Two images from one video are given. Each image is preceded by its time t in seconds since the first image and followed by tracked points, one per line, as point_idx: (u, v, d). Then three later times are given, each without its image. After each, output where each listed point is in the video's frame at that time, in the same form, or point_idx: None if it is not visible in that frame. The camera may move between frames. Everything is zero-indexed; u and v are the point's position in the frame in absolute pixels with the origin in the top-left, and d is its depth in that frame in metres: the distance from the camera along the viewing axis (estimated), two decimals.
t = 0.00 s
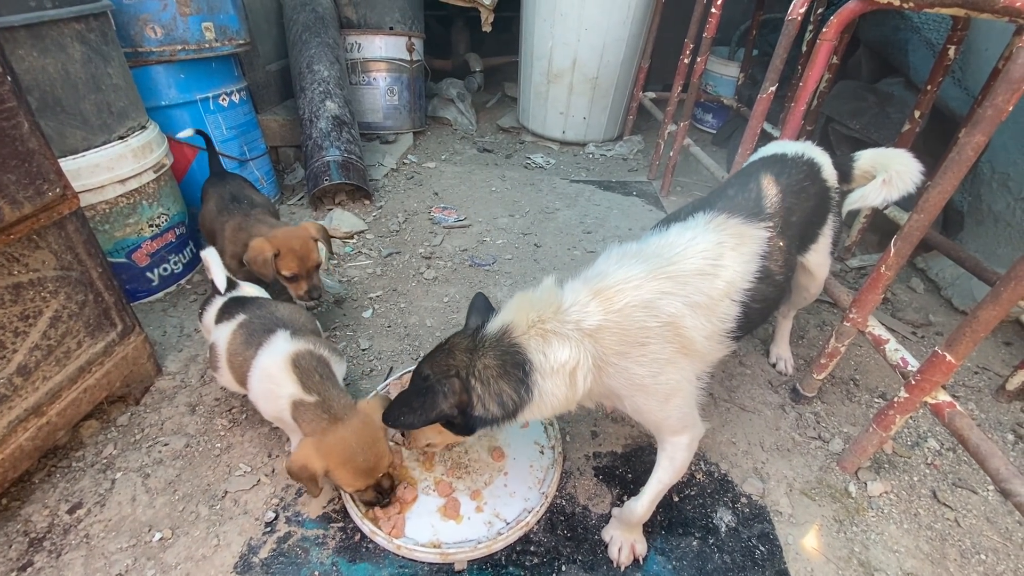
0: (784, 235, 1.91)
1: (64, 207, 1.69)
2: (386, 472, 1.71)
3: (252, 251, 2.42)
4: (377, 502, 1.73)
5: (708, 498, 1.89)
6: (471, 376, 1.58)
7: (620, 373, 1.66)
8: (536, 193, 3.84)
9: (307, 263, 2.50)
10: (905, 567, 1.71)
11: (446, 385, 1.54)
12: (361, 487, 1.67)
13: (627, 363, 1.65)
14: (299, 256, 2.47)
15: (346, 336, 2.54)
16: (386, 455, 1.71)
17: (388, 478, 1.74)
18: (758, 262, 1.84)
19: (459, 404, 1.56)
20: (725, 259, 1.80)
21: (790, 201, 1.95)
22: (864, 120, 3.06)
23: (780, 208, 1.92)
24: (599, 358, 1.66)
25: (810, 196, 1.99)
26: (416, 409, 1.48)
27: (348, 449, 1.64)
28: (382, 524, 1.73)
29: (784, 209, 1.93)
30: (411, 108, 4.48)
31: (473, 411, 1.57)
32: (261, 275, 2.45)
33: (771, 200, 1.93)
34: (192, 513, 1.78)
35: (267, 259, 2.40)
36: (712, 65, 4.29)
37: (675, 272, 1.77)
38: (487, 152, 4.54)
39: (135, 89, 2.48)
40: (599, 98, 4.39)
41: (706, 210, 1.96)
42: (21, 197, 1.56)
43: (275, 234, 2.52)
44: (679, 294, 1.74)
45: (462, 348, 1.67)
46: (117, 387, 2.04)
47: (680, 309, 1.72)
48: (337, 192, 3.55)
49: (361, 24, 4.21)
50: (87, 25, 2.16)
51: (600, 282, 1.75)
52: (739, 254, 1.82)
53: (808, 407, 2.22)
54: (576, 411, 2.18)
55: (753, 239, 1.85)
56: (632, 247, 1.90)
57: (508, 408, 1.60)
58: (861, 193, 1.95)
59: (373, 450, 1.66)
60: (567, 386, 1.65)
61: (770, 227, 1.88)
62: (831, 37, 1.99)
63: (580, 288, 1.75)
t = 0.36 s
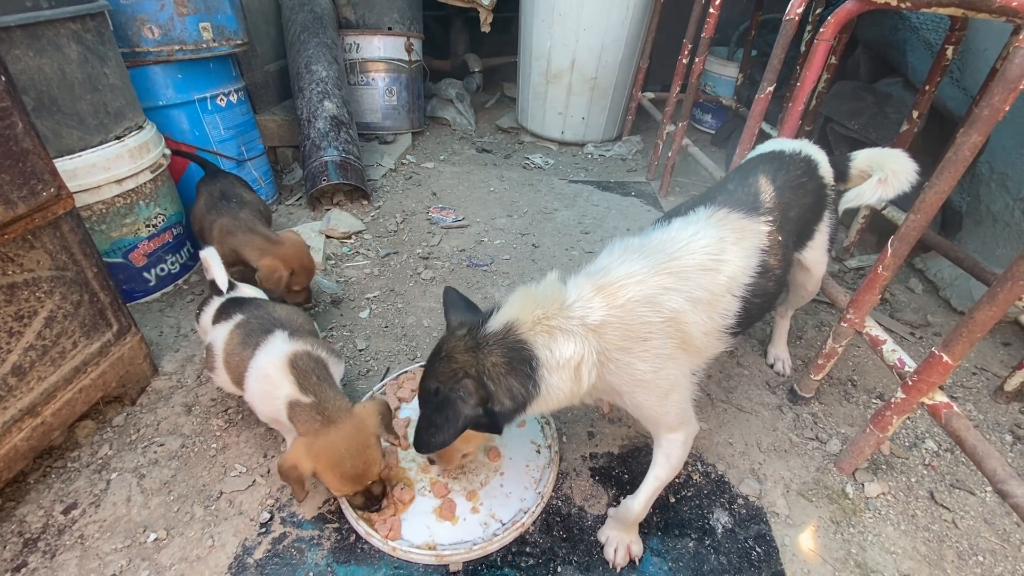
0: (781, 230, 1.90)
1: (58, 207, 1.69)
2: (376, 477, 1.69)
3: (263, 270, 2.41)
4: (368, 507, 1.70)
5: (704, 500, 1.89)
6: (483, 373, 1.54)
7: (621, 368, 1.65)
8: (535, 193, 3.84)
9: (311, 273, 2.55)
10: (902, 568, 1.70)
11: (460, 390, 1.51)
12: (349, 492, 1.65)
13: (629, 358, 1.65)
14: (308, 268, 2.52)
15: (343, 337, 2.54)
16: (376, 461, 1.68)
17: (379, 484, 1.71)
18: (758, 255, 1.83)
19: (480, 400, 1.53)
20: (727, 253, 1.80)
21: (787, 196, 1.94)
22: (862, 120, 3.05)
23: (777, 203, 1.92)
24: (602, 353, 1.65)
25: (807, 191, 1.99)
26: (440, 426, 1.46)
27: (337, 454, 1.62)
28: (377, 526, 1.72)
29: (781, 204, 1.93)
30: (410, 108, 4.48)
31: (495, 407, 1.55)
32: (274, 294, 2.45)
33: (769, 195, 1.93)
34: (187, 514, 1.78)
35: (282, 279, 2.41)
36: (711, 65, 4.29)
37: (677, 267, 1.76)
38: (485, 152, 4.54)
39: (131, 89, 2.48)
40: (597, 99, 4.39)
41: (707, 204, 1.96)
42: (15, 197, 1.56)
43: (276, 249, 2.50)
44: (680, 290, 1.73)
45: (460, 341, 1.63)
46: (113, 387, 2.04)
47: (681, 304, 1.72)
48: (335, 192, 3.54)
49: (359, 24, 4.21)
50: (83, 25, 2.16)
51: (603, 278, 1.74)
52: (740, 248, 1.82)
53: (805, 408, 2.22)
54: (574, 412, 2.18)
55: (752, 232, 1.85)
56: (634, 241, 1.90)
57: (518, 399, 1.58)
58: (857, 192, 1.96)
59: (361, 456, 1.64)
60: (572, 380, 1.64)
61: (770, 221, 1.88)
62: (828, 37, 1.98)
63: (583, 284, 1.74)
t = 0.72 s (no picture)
0: (782, 224, 1.91)
1: (63, 202, 1.70)
2: (371, 477, 1.68)
3: (299, 275, 2.52)
4: (362, 506, 1.70)
5: (704, 495, 1.89)
6: (506, 390, 1.55)
7: (626, 363, 1.67)
8: (535, 192, 3.85)
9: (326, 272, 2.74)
10: (901, 564, 1.71)
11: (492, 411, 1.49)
12: (343, 490, 1.65)
13: (633, 352, 1.66)
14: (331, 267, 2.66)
15: (345, 334, 2.55)
16: (372, 462, 1.67)
17: (375, 483, 1.72)
18: (758, 250, 1.84)
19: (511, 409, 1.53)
20: (726, 247, 1.81)
21: (788, 190, 1.96)
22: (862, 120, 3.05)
23: (777, 198, 1.93)
24: (608, 348, 1.66)
25: (807, 186, 2.00)
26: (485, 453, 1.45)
27: (334, 451, 1.62)
28: (379, 520, 1.73)
29: (781, 199, 1.94)
30: (411, 107, 4.50)
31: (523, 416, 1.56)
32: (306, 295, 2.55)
33: (768, 191, 1.94)
34: (190, 509, 1.79)
35: (319, 282, 2.54)
36: (712, 64, 4.30)
37: (676, 261, 1.77)
38: (487, 151, 4.55)
39: (135, 87, 2.50)
40: (598, 98, 4.40)
41: (707, 199, 1.97)
42: (21, 192, 1.57)
43: (306, 253, 2.60)
44: (680, 282, 1.74)
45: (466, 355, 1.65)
46: (117, 383, 2.05)
47: (681, 297, 1.73)
48: (337, 190, 3.55)
49: (361, 23, 4.22)
50: (87, 22, 2.17)
51: (602, 274, 1.75)
52: (740, 241, 1.83)
53: (805, 405, 2.23)
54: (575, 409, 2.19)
55: (752, 226, 1.86)
56: (632, 236, 1.91)
57: (540, 404, 1.59)
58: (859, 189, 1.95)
59: (357, 455, 1.63)
60: (586, 378, 1.66)
61: (769, 214, 1.90)
62: (829, 36, 1.99)
63: (583, 282, 1.75)
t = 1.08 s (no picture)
0: (780, 228, 1.91)
1: (66, 199, 1.71)
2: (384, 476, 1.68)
3: (308, 273, 2.57)
4: (371, 510, 1.68)
5: (705, 493, 1.90)
6: (493, 402, 1.55)
7: (630, 370, 1.67)
8: (537, 191, 3.85)
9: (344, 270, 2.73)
10: (902, 562, 1.71)
11: (464, 420, 1.49)
12: (356, 489, 1.64)
13: (636, 358, 1.66)
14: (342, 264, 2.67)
15: (347, 331, 2.56)
16: (387, 458, 1.68)
17: (385, 486, 1.71)
18: (753, 255, 1.84)
19: (487, 431, 1.51)
20: (721, 252, 1.81)
21: (786, 195, 1.95)
22: (864, 119, 3.06)
23: (776, 203, 1.93)
24: (609, 356, 1.66)
25: (806, 191, 1.99)
26: (444, 458, 1.43)
27: (352, 444, 1.63)
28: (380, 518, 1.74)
29: (779, 204, 1.93)
30: (413, 106, 4.50)
31: (503, 434, 1.54)
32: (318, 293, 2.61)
33: (771, 194, 1.94)
34: (192, 505, 1.79)
35: (327, 279, 2.57)
36: (713, 64, 4.30)
37: (674, 265, 1.78)
38: (488, 150, 4.55)
39: (137, 85, 2.50)
40: (600, 97, 4.40)
41: (702, 204, 1.97)
42: (25, 188, 1.58)
43: (314, 251, 2.63)
44: (678, 286, 1.75)
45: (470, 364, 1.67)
46: (119, 379, 2.05)
47: (680, 300, 1.73)
48: (338, 188, 3.55)
49: (362, 21, 4.22)
50: (90, 20, 2.17)
51: (600, 281, 1.75)
52: (735, 247, 1.83)
53: (806, 404, 2.23)
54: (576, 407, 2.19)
55: (748, 231, 1.86)
56: (627, 242, 1.91)
57: (531, 422, 1.58)
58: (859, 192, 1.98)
59: (375, 450, 1.64)
60: (586, 390, 1.65)
61: (764, 218, 1.89)
62: (831, 35, 1.98)
63: (580, 291, 1.75)
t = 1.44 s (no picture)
0: (780, 226, 1.91)
1: (69, 192, 1.70)
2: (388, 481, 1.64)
3: (318, 260, 2.55)
4: (376, 512, 1.65)
5: (707, 489, 1.90)
6: (479, 399, 1.55)
7: (629, 369, 1.67)
8: (538, 188, 3.85)
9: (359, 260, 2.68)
10: (904, 558, 1.71)
11: (445, 410, 1.48)
12: (361, 495, 1.60)
13: (635, 358, 1.66)
14: (354, 251, 2.64)
15: (348, 328, 2.55)
16: (390, 464, 1.63)
17: (390, 488, 1.67)
18: (752, 255, 1.84)
19: (464, 429, 1.50)
20: (719, 252, 1.81)
21: (785, 194, 1.95)
22: (866, 116, 3.05)
23: (776, 203, 1.93)
24: (607, 356, 1.66)
25: (806, 191, 1.99)
26: (412, 438, 1.37)
27: (352, 454, 1.57)
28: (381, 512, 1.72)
29: (779, 204, 1.93)
30: (414, 103, 4.49)
31: (484, 433, 1.52)
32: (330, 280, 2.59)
33: (774, 192, 1.94)
34: (194, 499, 1.79)
35: (336, 264, 2.55)
36: (715, 61, 4.29)
37: (672, 264, 1.77)
38: (489, 147, 4.54)
39: (139, 80, 2.49)
40: (601, 94, 4.39)
41: (701, 204, 1.96)
42: (27, 181, 1.58)
43: (326, 238, 2.62)
44: (677, 286, 1.75)
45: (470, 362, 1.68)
46: (121, 374, 2.05)
47: (680, 300, 1.73)
48: (340, 185, 3.55)
49: (364, 18, 4.22)
50: (92, 14, 2.17)
51: (598, 282, 1.75)
52: (734, 247, 1.83)
53: (808, 400, 2.23)
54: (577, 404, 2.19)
55: (747, 232, 1.85)
56: (625, 243, 1.91)
57: (521, 425, 1.57)
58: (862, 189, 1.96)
59: (376, 459, 1.59)
60: (582, 391, 1.64)
61: (763, 219, 1.89)
62: (834, 31, 1.98)
63: (578, 292, 1.75)
